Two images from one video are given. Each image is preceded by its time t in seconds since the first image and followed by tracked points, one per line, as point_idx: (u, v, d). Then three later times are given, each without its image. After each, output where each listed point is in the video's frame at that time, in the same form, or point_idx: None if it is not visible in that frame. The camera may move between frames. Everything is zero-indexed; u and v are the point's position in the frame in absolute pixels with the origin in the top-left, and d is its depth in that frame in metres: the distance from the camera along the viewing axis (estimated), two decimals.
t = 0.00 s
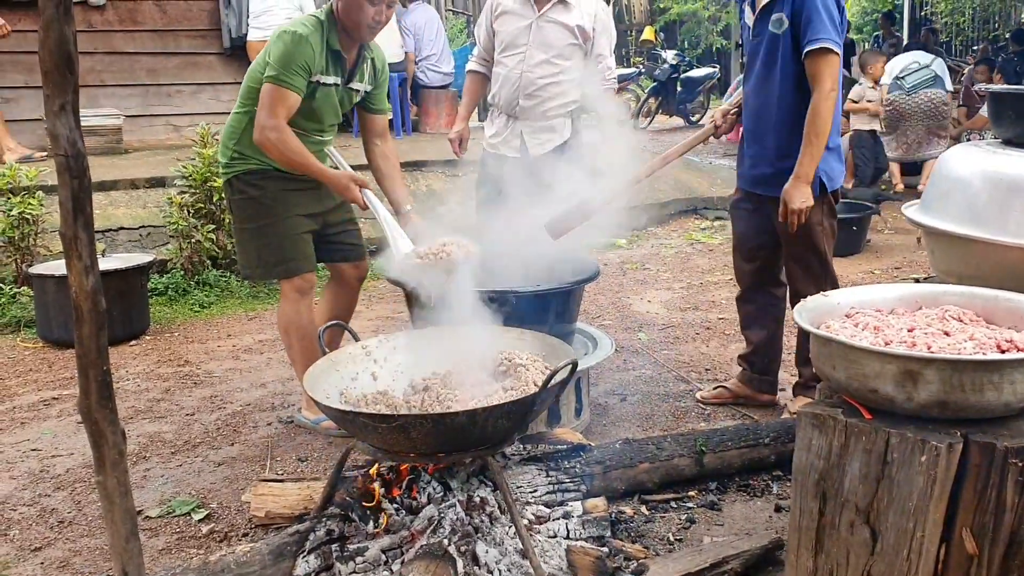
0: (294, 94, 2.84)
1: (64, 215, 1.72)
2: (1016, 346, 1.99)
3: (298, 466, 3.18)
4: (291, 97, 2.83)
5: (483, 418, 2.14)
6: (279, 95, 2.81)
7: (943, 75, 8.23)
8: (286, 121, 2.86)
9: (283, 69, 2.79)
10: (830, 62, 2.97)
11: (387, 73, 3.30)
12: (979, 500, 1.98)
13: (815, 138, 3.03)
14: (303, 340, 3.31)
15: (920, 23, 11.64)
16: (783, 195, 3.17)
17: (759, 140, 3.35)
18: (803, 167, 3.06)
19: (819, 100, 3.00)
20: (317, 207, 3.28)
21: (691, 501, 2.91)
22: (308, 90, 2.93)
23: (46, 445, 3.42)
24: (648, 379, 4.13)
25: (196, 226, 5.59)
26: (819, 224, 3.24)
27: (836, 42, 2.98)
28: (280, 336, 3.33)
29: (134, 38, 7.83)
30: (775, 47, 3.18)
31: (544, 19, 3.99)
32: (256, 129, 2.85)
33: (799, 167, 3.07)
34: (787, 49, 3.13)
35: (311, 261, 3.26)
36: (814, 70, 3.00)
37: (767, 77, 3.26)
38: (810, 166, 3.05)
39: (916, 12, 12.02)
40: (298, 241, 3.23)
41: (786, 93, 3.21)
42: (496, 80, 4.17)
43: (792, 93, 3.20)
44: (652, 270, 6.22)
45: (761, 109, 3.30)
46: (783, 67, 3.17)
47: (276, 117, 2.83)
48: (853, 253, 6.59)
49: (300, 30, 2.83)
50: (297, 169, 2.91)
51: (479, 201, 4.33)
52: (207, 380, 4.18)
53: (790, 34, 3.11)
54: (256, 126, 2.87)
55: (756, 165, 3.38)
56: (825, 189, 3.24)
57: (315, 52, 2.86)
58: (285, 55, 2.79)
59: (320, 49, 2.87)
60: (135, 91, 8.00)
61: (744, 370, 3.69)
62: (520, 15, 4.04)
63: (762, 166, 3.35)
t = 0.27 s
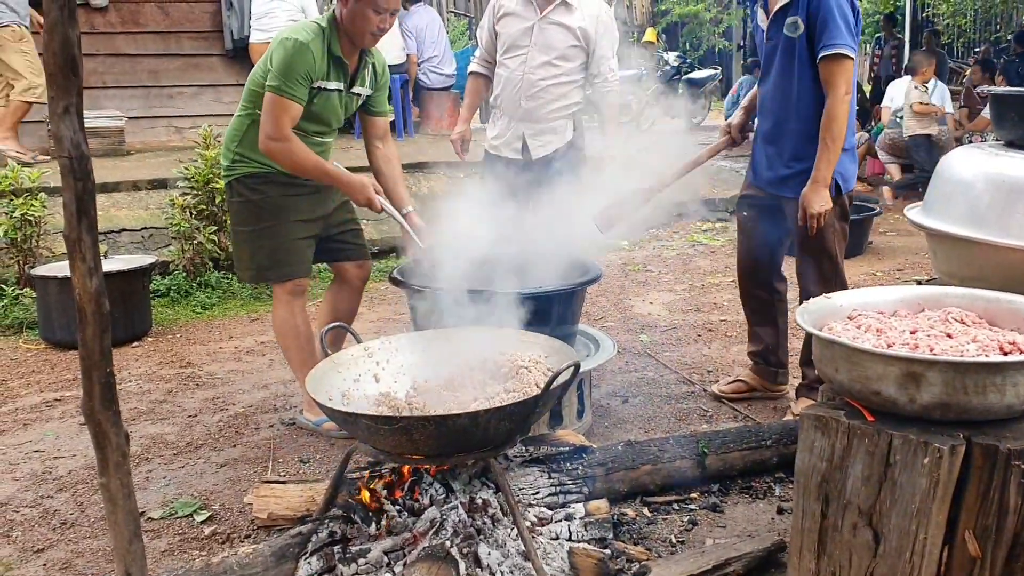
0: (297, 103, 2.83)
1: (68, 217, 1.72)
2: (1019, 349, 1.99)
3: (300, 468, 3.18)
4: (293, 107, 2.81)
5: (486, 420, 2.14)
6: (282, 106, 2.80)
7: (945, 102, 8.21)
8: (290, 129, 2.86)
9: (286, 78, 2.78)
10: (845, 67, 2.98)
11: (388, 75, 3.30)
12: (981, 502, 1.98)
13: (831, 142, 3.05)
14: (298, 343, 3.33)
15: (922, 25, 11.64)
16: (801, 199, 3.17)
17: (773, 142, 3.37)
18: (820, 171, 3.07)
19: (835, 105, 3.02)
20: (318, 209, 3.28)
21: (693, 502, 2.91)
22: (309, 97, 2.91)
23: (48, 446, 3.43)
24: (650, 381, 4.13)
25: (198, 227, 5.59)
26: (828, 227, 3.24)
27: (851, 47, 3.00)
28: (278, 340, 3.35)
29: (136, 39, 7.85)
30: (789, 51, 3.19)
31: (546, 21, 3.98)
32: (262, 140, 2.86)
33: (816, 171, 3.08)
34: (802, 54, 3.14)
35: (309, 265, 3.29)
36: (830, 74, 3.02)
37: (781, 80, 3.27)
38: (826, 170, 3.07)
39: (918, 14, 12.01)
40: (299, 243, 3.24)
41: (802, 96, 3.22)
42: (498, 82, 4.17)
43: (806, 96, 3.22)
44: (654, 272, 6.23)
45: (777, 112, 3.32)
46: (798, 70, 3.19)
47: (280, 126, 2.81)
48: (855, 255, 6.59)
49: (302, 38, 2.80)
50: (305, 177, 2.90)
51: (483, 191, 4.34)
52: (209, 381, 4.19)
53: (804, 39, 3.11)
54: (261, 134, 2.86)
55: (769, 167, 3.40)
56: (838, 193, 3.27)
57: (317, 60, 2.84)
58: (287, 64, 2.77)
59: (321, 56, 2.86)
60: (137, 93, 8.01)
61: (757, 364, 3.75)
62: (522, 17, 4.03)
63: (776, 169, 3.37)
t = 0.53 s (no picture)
0: (305, 118, 2.83)
1: (70, 219, 1.72)
2: (1020, 350, 1.99)
3: (301, 469, 3.18)
4: (305, 121, 2.83)
5: (487, 421, 2.14)
6: (294, 123, 2.81)
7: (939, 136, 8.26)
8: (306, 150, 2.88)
9: (292, 91, 2.78)
10: (844, 63, 3.01)
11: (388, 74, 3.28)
12: (982, 503, 1.98)
13: (827, 137, 3.07)
14: (302, 342, 3.32)
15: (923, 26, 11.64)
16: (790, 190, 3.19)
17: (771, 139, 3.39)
18: (813, 163, 3.08)
19: (834, 101, 3.04)
20: (319, 209, 3.27)
21: (694, 504, 2.91)
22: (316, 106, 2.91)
23: (49, 447, 3.42)
24: (651, 382, 4.13)
25: (199, 228, 5.59)
26: (821, 225, 3.30)
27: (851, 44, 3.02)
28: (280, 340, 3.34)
29: (137, 40, 7.85)
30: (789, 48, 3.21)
31: (546, 22, 3.98)
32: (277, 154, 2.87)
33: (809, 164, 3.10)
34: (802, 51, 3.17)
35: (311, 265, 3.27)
36: (830, 70, 3.04)
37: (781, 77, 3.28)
38: (819, 163, 3.08)
39: (919, 15, 12.01)
40: (302, 244, 3.23)
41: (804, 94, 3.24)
42: (499, 83, 4.17)
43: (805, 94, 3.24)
44: (655, 273, 6.23)
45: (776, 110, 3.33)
46: (798, 69, 3.20)
47: (295, 146, 2.83)
48: (856, 256, 6.58)
49: (304, 48, 2.79)
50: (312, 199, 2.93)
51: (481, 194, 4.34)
52: (210, 382, 4.19)
53: (805, 36, 3.14)
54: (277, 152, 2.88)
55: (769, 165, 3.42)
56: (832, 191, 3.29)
57: (321, 70, 2.83)
58: (293, 77, 2.77)
59: (324, 66, 2.85)
60: (138, 93, 8.02)
61: (773, 362, 3.86)
62: (522, 18, 4.03)
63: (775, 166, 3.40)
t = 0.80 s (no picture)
0: (296, 115, 2.80)
1: (69, 219, 1.72)
2: (1020, 352, 1.99)
3: (300, 469, 3.18)
4: (293, 119, 2.79)
5: (487, 422, 2.14)
6: (281, 119, 2.77)
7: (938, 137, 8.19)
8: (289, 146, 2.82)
9: (286, 88, 2.76)
10: (827, 57, 3.08)
11: (393, 77, 3.28)
12: (982, 505, 1.97)
13: (807, 129, 3.14)
14: (305, 346, 3.35)
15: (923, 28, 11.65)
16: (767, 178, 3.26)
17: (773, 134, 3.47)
18: (787, 153, 3.17)
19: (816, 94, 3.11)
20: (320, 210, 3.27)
21: (693, 505, 2.91)
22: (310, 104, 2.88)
23: (48, 448, 3.42)
24: (651, 383, 4.13)
25: (199, 229, 5.59)
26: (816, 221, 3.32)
27: (836, 39, 3.09)
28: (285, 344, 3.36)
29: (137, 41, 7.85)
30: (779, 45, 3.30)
31: (546, 23, 3.99)
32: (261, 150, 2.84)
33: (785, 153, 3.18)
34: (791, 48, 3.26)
35: (314, 265, 3.27)
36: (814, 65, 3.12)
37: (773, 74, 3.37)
38: (795, 153, 3.16)
39: (919, 16, 12.02)
40: (303, 245, 3.23)
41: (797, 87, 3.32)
42: (499, 85, 4.16)
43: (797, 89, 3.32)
44: (654, 274, 6.22)
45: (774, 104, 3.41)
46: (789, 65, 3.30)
47: (277, 142, 2.78)
48: (856, 257, 6.58)
49: (302, 46, 2.77)
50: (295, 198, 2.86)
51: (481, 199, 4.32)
52: (209, 383, 4.18)
53: (793, 33, 3.22)
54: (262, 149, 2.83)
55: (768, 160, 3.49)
56: (823, 184, 3.32)
57: (317, 69, 2.81)
58: (287, 74, 2.75)
59: (322, 65, 2.83)
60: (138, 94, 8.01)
61: (773, 362, 3.86)
62: (522, 19, 4.04)
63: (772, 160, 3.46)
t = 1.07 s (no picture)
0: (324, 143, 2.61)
1: (69, 219, 1.72)
2: (1020, 353, 1.99)
3: (300, 470, 3.18)
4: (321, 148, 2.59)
5: (486, 423, 2.13)
6: (309, 148, 2.58)
7: (938, 139, 8.17)
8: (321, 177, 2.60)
9: (309, 116, 2.59)
10: (824, 56, 3.11)
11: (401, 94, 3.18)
12: (982, 505, 1.97)
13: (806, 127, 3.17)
14: (304, 347, 3.36)
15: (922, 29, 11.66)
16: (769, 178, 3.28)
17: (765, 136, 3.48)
18: (789, 153, 3.20)
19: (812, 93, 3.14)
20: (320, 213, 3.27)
21: (693, 506, 2.91)
22: (332, 135, 2.71)
23: (47, 448, 3.42)
24: (651, 384, 4.13)
25: (199, 229, 5.59)
26: (815, 218, 3.35)
27: (834, 38, 3.12)
28: (285, 347, 3.39)
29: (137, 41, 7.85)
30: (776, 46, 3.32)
31: (546, 24, 3.99)
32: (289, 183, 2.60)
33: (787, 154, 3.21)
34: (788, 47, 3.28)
35: (315, 268, 3.26)
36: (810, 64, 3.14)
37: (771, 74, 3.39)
38: (796, 153, 3.19)
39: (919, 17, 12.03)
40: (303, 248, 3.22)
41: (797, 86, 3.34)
42: (499, 86, 4.16)
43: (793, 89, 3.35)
44: (654, 274, 6.22)
45: (770, 105, 3.43)
46: (784, 66, 3.33)
47: (308, 173, 2.56)
48: (856, 258, 6.57)
49: (323, 74, 2.63)
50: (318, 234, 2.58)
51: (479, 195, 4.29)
52: (209, 383, 4.18)
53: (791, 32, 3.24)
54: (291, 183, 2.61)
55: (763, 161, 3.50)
56: (823, 183, 3.33)
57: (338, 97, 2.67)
58: (311, 101, 2.59)
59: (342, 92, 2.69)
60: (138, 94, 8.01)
61: (773, 363, 3.85)
62: (521, 20, 4.04)
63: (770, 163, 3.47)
